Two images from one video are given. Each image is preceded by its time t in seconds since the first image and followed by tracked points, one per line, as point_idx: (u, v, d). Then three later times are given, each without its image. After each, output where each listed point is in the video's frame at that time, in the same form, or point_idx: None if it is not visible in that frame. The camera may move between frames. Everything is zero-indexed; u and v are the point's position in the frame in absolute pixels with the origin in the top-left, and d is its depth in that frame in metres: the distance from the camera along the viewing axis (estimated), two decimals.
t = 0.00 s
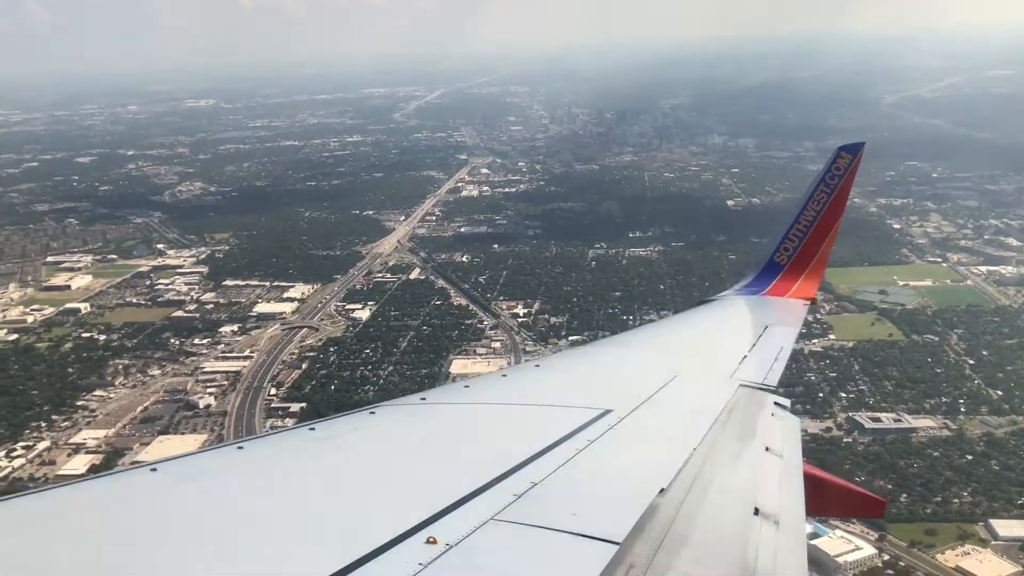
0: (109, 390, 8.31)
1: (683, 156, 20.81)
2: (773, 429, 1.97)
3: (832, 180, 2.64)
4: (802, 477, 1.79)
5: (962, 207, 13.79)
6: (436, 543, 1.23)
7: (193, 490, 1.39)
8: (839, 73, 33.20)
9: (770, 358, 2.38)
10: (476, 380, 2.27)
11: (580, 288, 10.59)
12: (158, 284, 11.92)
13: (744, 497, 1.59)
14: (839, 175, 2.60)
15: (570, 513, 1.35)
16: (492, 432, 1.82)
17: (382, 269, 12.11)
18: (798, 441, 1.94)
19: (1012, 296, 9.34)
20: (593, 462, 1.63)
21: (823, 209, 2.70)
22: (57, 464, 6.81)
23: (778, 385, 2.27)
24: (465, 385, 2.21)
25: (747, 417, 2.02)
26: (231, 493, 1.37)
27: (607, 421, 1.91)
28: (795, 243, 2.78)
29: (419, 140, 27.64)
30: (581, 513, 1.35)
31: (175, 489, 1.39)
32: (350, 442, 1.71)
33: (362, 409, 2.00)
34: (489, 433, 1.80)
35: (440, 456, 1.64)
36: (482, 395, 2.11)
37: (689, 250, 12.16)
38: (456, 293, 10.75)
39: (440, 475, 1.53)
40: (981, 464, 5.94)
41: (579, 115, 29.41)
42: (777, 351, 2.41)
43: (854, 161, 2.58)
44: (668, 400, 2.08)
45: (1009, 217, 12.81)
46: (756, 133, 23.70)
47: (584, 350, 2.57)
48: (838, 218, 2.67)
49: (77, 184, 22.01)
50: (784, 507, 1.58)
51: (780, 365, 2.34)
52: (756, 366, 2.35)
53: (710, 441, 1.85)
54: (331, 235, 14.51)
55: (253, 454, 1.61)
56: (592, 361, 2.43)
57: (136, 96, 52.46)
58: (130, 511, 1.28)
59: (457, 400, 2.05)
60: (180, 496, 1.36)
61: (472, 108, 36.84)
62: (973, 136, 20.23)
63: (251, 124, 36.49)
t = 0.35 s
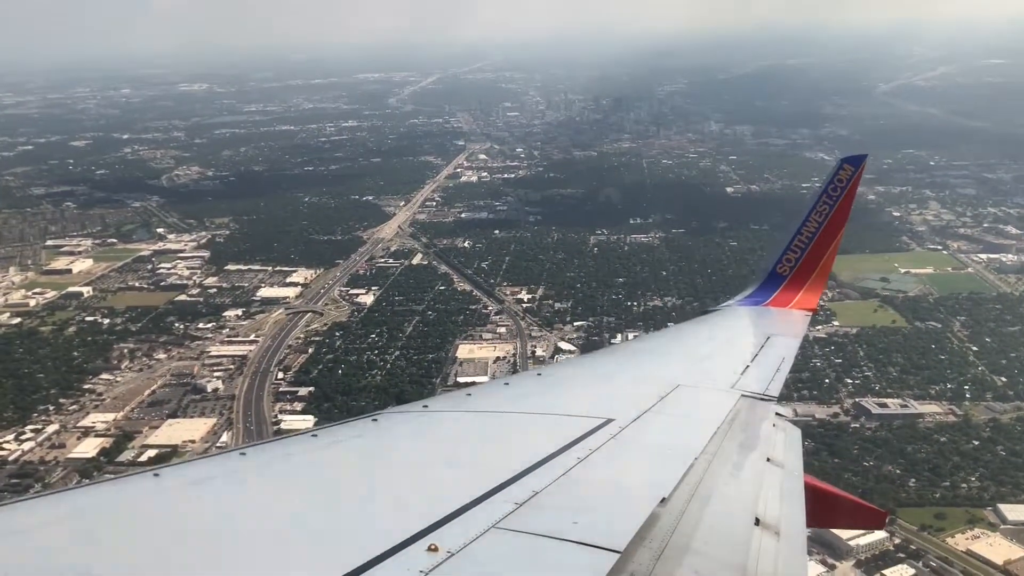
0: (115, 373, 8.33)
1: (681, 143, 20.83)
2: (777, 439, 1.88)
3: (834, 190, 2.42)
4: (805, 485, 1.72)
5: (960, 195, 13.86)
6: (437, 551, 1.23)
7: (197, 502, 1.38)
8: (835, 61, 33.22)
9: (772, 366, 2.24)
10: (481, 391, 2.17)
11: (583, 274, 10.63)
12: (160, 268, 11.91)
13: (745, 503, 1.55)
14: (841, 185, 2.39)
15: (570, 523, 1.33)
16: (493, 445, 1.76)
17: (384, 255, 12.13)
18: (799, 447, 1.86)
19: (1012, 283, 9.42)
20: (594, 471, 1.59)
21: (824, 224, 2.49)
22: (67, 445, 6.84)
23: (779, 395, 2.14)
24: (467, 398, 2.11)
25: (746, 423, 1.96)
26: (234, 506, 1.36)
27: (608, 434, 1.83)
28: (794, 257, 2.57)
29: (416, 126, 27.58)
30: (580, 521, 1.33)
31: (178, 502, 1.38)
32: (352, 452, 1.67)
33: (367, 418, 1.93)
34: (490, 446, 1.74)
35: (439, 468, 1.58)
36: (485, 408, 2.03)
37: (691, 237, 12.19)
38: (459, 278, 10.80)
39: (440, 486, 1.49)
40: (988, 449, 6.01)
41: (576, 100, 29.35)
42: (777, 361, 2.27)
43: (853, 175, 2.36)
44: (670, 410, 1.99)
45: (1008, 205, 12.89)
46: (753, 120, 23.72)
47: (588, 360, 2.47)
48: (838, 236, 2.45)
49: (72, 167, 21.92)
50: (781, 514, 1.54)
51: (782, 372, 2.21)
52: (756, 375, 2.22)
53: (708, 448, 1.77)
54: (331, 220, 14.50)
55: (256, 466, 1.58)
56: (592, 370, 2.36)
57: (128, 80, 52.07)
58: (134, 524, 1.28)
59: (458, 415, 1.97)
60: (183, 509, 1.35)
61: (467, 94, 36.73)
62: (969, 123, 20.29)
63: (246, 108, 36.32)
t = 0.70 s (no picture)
0: (116, 356, 8.30)
1: (673, 123, 20.80)
2: (769, 440, 1.72)
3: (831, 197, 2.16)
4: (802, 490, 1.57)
5: (954, 173, 13.90)
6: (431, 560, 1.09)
7: (160, 499, 1.24)
8: (824, 39, 33.18)
9: (767, 369, 2.03)
10: (482, 393, 2.01)
11: (581, 254, 10.63)
12: (155, 250, 11.84)
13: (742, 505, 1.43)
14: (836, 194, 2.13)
15: (568, 529, 1.20)
16: (482, 445, 1.59)
17: (381, 237, 12.08)
18: (791, 447, 1.72)
19: (1009, 260, 9.47)
20: (597, 474, 1.45)
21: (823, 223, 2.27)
22: (71, 429, 6.84)
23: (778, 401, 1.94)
24: (468, 400, 1.95)
25: (744, 421, 1.80)
26: (200, 504, 1.22)
27: (607, 437, 1.66)
28: (790, 261, 2.32)
29: (405, 106, 27.43)
30: (582, 528, 1.21)
31: (140, 498, 1.24)
32: (325, 452, 1.51)
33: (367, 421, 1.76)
34: (477, 448, 1.57)
35: (419, 468, 1.43)
36: (478, 408, 1.86)
37: (688, 216, 12.19)
38: (457, 260, 10.78)
39: (427, 486, 1.35)
40: (992, 424, 6.06)
41: (566, 79, 29.22)
42: (773, 361, 2.07)
43: (851, 168, 2.15)
44: (670, 413, 1.82)
45: (1001, 183, 12.94)
46: (744, 99, 23.71)
47: (581, 363, 2.28)
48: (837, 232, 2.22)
49: (59, 150, 21.70)
50: (784, 518, 1.39)
51: (779, 375, 2.00)
52: (748, 379, 2.01)
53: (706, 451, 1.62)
54: (325, 201, 14.42)
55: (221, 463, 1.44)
56: (582, 373, 2.19)
57: (111, 60, 51.49)
58: (97, 521, 1.14)
59: (442, 418, 1.79)
60: (146, 507, 1.21)
61: (456, 73, 36.54)
62: (960, 101, 20.32)
63: (233, 89, 36.02)
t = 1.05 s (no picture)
0: (116, 333, 8.27)
1: (664, 95, 20.77)
2: (765, 441, 1.62)
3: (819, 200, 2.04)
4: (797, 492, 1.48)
5: (946, 144, 13.96)
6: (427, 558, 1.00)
7: (122, 502, 1.13)
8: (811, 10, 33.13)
9: (762, 371, 1.93)
10: (477, 396, 1.92)
11: (579, 228, 10.63)
12: (149, 227, 11.77)
13: (742, 506, 1.34)
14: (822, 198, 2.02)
15: (565, 526, 1.10)
16: (473, 447, 1.50)
17: (376, 212, 12.05)
18: (788, 448, 1.62)
19: (1004, 229, 9.55)
20: (593, 473, 1.35)
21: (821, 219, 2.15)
22: (76, 407, 6.84)
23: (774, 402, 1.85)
24: (463, 402, 1.86)
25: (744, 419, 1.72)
26: (167, 504, 1.12)
27: (602, 438, 1.56)
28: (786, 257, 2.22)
29: (393, 79, 27.26)
30: (579, 526, 1.11)
31: (102, 500, 1.13)
32: (307, 456, 1.41)
33: (359, 424, 1.68)
34: (466, 450, 1.47)
35: (405, 470, 1.33)
36: (471, 411, 1.77)
37: (683, 188, 12.22)
38: (454, 234, 10.76)
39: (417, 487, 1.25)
40: (994, 391, 6.14)
41: (554, 51, 29.09)
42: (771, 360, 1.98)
43: (846, 168, 2.01)
44: (667, 413, 1.72)
45: (993, 152, 13.01)
46: (733, 71, 23.68)
47: (578, 362, 2.20)
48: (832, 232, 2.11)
49: (44, 126, 21.46)
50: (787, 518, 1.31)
51: (774, 377, 1.90)
52: (743, 380, 1.91)
53: (701, 452, 1.52)
54: (318, 176, 14.35)
55: (194, 468, 1.33)
56: (580, 371, 2.11)
57: (90, 34, 50.79)
58: (52, 523, 1.03)
59: (435, 421, 1.70)
60: (107, 508, 1.10)
61: (443, 46, 36.29)
62: (949, 71, 20.37)
63: (217, 63, 35.66)
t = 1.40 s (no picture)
0: (118, 310, 8.23)
1: (658, 68, 20.69)
2: (766, 432, 1.56)
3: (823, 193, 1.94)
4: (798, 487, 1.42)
5: (942, 117, 13.98)
6: (431, 552, 0.96)
7: (102, 504, 1.07)
8: None
9: (761, 364, 1.84)
10: (475, 394, 1.86)
11: (578, 203, 10.62)
12: (145, 203, 11.69)
13: (743, 502, 1.29)
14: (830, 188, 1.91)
15: (564, 523, 1.05)
16: (469, 445, 1.44)
17: (373, 187, 12.00)
18: (790, 439, 1.56)
19: (1002, 202, 9.59)
20: (592, 469, 1.29)
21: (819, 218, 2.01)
22: (82, 384, 6.83)
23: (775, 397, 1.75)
24: (461, 400, 1.80)
25: (744, 411, 1.65)
26: (152, 506, 1.06)
27: (599, 434, 1.50)
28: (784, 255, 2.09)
29: (384, 54, 27.05)
30: (578, 523, 1.05)
31: (80, 502, 1.07)
32: (297, 454, 1.35)
33: (355, 421, 1.62)
34: (462, 449, 1.41)
35: (399, 467, 1.27)
36: (468, 409, 1.71)
37: (681, 163, 12.21)
38: (453, 210, 10.73)
39: (413, 486, 1.19)
40: (998, 363, 6.19)
41: (545, 25, 28.91)
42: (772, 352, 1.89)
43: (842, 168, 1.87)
44: (664, 407, 1.66)
45: (989, 126, 13.04)
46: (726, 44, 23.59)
47: (578, 360, 2.14)
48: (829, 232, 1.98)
49: (32, 102, 21.22)
50: (786, 517, 1.27)
51: (774, 371, 1.81)
52: (741, 373, 1.84)
53: (700, 445, 1.47)
54: (313, 151, 14.26)
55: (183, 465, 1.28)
56: (582, 365, 2.04)
57: (74, 10, 50.15)
58: (30, 523, 0.98)
59: (434, 417, 1.64)
60: (84, 511, 1.04)
61: (433, 20, 36.00)
62: (942, 43, 20.35)
63: (205, 38, 35.27)
